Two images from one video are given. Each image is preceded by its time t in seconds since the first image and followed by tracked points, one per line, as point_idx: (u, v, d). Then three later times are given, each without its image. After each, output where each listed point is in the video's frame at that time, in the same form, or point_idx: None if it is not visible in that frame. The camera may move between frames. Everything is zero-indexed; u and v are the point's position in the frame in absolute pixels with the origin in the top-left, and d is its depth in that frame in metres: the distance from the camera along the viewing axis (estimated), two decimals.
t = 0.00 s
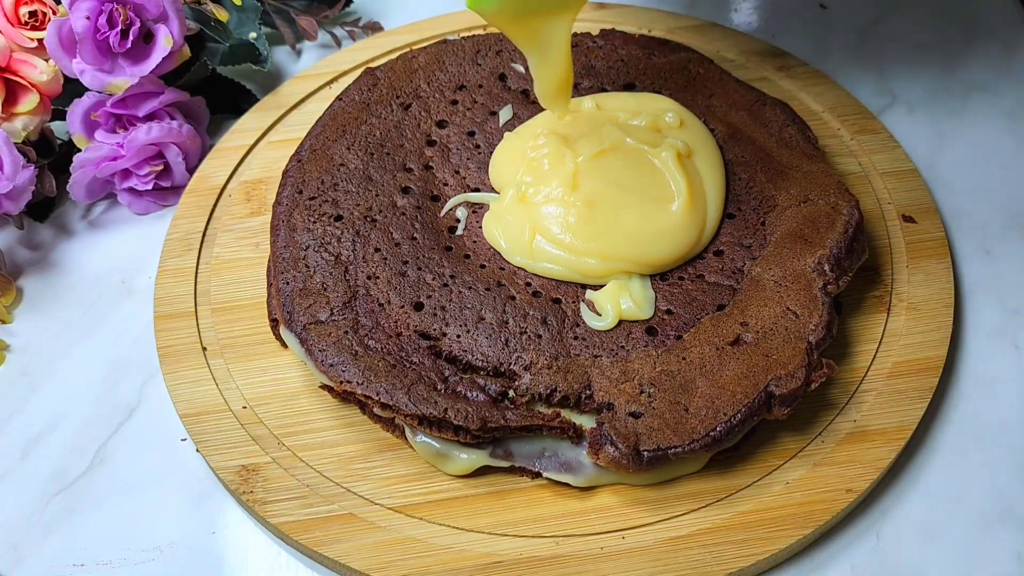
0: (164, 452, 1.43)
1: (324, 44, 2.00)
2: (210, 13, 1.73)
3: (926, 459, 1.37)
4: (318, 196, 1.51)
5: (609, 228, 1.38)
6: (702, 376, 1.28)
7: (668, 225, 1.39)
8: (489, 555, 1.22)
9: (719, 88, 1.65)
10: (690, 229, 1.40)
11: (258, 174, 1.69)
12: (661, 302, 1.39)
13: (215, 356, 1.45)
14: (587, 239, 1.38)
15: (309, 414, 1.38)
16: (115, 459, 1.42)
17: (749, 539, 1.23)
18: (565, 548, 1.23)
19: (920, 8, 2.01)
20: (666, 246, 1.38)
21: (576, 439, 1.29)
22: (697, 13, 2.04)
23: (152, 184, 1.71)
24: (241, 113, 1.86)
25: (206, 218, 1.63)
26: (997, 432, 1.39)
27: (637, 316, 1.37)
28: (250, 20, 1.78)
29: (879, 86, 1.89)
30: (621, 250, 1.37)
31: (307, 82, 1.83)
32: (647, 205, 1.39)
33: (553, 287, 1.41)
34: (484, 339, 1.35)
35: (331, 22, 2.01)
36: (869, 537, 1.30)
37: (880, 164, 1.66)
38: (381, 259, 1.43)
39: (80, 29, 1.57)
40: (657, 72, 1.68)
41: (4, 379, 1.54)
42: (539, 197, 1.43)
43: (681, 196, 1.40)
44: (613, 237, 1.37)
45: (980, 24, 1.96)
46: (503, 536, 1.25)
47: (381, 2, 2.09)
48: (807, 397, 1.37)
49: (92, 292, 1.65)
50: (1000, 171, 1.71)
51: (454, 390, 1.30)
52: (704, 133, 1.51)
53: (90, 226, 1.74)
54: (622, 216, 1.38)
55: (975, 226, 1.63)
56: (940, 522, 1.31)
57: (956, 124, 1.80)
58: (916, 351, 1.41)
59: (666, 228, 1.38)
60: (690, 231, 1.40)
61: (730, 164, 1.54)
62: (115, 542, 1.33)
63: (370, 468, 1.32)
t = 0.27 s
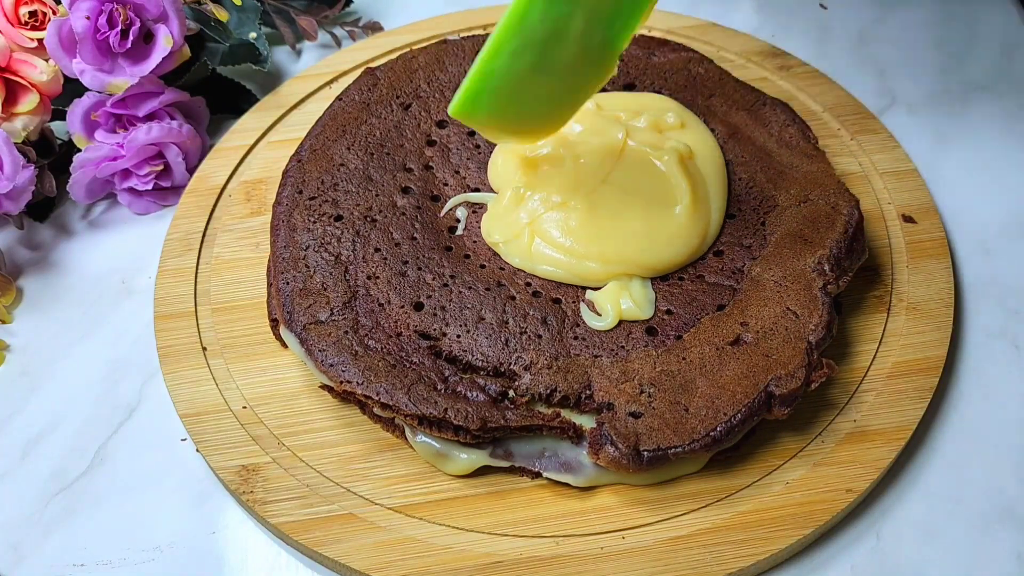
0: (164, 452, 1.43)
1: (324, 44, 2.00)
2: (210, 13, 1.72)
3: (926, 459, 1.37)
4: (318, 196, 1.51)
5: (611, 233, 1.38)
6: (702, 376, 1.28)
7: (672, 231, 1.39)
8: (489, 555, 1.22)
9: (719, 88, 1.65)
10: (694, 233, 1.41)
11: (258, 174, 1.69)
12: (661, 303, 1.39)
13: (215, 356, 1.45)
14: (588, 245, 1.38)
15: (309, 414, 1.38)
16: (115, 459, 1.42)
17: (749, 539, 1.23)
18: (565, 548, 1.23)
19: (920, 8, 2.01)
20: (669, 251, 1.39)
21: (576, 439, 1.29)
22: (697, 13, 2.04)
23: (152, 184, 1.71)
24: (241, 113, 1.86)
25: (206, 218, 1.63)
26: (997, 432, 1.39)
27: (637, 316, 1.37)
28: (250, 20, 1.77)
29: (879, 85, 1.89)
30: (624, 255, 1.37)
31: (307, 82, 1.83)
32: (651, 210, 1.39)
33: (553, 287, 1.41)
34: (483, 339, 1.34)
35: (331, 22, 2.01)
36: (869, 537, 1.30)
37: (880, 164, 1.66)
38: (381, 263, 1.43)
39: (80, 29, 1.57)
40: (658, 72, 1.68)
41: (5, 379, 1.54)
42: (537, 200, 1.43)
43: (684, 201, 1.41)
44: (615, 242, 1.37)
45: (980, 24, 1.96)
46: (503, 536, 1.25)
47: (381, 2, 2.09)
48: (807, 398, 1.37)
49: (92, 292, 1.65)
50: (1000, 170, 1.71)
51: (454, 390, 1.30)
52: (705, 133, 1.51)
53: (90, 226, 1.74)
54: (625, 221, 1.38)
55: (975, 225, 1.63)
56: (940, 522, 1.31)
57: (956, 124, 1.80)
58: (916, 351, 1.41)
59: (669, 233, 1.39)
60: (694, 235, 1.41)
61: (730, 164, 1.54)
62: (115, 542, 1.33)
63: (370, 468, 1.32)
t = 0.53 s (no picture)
0: (164, 452, 1.43)
1: (324, 44, 2.00)
2: (210, 13, 1.72)
3: (926, 459, 1.37)
4: (318, 196, 1.51)
5: (613, 238, 1.37)
6: (703, 375, 1.28)
7: (677, 235, 1.39)
8: (489, 555, 1.22)
9: (719, 88, 1.65)
10: (698, 239, 1.40)
11: (258, 174, 1.69)
12: (661, 303, 1.39)
13: (215, 356, 1.45)
14: (590, 249, 1.38)
15: (309, 414, 1.38)
16: (115, 459, 1.42)
17: (749, 539, 1.23)
18: (565, 548, 1.23)
19: (919, 8, 2.01)
20: (673, 256, 1.38)
21: (576, 439, 1.29)
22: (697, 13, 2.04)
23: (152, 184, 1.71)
24: (241, 112, 1.86)
25: (206, 217, 1.63)
26: (997, 432, 1.39)
27: (637, 316, 1.37)
28: (250, 20, 1.77)
29: (879, 85, 1.89)
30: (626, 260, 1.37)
31: (307, 82, 1.83)
32: (655, 215, 1.39)
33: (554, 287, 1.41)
34: (484, 340, 1.34)
35: (331, 22, 2.01)
36: (869, 537, 1.30)
37: (880, 164, 1.66)
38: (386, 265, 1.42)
39: (80, 29, 1.57)
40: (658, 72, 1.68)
41: (4, 379, 1.54)
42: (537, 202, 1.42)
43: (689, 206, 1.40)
44: (617, 248, 1.37)
45: (980, 24, 1.96)
46: (503, 536, 1.25)
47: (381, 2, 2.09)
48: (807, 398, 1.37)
49: (92, 292, 1.65)
50: (1000, 170, 1.71)
51: (454, 390, 1.29)
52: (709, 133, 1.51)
53: (90, 226, 1.74)
54: (628, 226, 1.38)
55: (975, 225, 1.63)
56: (940, 522, 1.31)
57: (955, 124, 1.80)
58: (916, 351, 1.41)
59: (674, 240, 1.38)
60: (698, 240, 1.40)
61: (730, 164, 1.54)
62: (115, 542, 1.33)
63: (370, 468, 1.32)
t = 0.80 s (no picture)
0: (164, 452, 1.43)
1: (324, 44, 2.00)
2: (210, 13, 1.72)
3: (926, 459, 1.37)
4: (317, 196, 1.51)
5: (614, 241, 1.38)
6: (703, 375, 1.28)
7: (678, 239, 1.39)
8: (489, 555, 1.22)
9: (719, 88, 1.65)
10: (699, 241, 1.40)
11: (258, 174, 1.69)
12: (661, 303, 1.39)
13: (215, 356, 1.45)
14: (591, 250, 1.38)
15: (309, 414, 1.38)
16: (115, 459, 1.42)
17: (749, 539, 1.23)
18: (565, 548, 1.23)
19: (919, 8, 2.01)
20: (673, 259, 1.39)
21: (576, 439, 1.29)
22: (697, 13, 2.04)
23: (152, 184, 1.71)
24: (241, 112, 1.86)
25: (206, 217, 1.63)
26: (997, 432, 1.39)
27: (637, 317, 1.37)
28: (250, 20, 1.77)
29: (879, 85, 1.89)
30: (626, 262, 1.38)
31: (307, 82, 1.83)
32: (657, 217, 1.39)
33: (553, 287, 1.41)
34: (484, 339, 1.34)
35: (331, 22, 2.01)
36: (870, 537, 1.30)
37: (880, 164, 1.66)
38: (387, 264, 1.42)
39: (80, 29, 1.57)
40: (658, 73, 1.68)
41: (4, 379, 1.54)
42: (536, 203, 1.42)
43: (691, 208, 1.41)
44: (618, 250, 1.37)
45: (979, 24, 1.96)
46: (503, 536, 1.25)
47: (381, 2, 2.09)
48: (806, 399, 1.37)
49: (92, 292, 1.65)
50: (1000, 170, 1.71)
51: (454, 390, 1.30)
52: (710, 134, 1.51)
53: (90, 226, 1.74)
54: (629, 228, 1.38)
55: (975, 225, 1.63)
56: (940, 522, 1.31)
57: (955, 124, 1.80)
58: (916, 351, 1.41)
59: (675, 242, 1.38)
60: (699, 243, 1.40)
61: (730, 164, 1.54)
62: (116, 542, 1.33)
63: (370, 468, 1.32)
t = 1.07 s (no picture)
0: (164, 452, 1.43)
1: (324, 44, 2.00)
2: (210, 13, 1.72)
3: (926, 458, 1.37)
4: (318, 196, 1.51)
5: (614, 242, 1.37)
6: (703, 375, 1.28)
7: (679, 240, 1.39)
8: (489, 555, 1.22)
9: (718, 88, 1.65)
10: (701, 242, 1.41)
11: (258, 174, 1.69)
12: (661, 303, 1.39)
13: (215, 356, 1.45)
14: (590, 251, 1.38)
15: (309, 414, 1.38)
16: (115, 459, 1.42)
17: (749, 539, 1.23)
18: (565, 548, 1.23)
19: (919, 8, 2.01)
20: (674, 260, 1.38)
21: (575, 440, 1.29)
22: (697, 13, 2.04)
23: (152, 184, 1.71)
24: (241, 113, 1.86)
25: (206, 218, 1.63)
26: (998, 431, 1.39)
27: (637, 317, 1.37)
28: (250, 20, 1.77)
29: (879, 85, 1.89)
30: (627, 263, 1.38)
31: (307, 82, 1.82)
32: (658, 218, 1.39)
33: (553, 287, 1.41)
34: (484, 339, 1.34)
35: (331, 22, 2.01)
36: (870, 537, 1.30)
37: (880, 164, 1.66)
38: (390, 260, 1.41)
39: (80, 29, 1.57)
40: (658, 73, 1.68)
41: (4, 379, 1.54)
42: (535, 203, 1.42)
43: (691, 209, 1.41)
44: (618, 251, 1.37)
45: (980, 24, 1.96)
46: (503, 536, 1.25)
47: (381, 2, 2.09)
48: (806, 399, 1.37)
49: (92, 292, 1.65)
50: (1000, 170, 1.71)
51: (454, 390, 1.30)
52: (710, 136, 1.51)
53: (90, 226, 1.74)
54: (630, 228, 1.38)
55: (975, 225, 1.63)
56: (939, 521, 1.31)
57: (955, 124, 1.80)
58: (916, 351, 1.41)
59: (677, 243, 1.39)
60: (700, 245, 1.40)
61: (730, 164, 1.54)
62: (116, 542, 1.33)
63: (370, 468, 1.32)
